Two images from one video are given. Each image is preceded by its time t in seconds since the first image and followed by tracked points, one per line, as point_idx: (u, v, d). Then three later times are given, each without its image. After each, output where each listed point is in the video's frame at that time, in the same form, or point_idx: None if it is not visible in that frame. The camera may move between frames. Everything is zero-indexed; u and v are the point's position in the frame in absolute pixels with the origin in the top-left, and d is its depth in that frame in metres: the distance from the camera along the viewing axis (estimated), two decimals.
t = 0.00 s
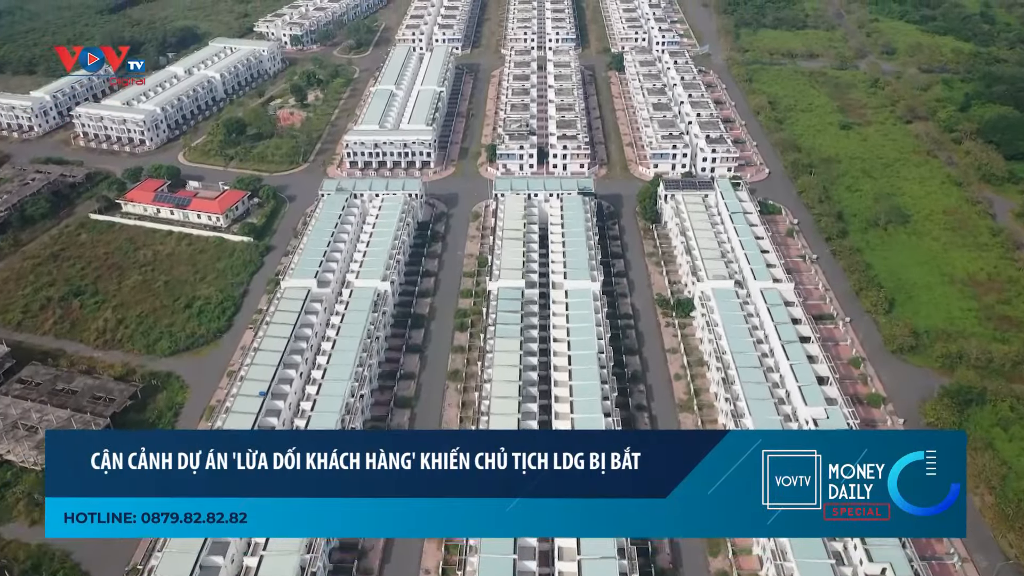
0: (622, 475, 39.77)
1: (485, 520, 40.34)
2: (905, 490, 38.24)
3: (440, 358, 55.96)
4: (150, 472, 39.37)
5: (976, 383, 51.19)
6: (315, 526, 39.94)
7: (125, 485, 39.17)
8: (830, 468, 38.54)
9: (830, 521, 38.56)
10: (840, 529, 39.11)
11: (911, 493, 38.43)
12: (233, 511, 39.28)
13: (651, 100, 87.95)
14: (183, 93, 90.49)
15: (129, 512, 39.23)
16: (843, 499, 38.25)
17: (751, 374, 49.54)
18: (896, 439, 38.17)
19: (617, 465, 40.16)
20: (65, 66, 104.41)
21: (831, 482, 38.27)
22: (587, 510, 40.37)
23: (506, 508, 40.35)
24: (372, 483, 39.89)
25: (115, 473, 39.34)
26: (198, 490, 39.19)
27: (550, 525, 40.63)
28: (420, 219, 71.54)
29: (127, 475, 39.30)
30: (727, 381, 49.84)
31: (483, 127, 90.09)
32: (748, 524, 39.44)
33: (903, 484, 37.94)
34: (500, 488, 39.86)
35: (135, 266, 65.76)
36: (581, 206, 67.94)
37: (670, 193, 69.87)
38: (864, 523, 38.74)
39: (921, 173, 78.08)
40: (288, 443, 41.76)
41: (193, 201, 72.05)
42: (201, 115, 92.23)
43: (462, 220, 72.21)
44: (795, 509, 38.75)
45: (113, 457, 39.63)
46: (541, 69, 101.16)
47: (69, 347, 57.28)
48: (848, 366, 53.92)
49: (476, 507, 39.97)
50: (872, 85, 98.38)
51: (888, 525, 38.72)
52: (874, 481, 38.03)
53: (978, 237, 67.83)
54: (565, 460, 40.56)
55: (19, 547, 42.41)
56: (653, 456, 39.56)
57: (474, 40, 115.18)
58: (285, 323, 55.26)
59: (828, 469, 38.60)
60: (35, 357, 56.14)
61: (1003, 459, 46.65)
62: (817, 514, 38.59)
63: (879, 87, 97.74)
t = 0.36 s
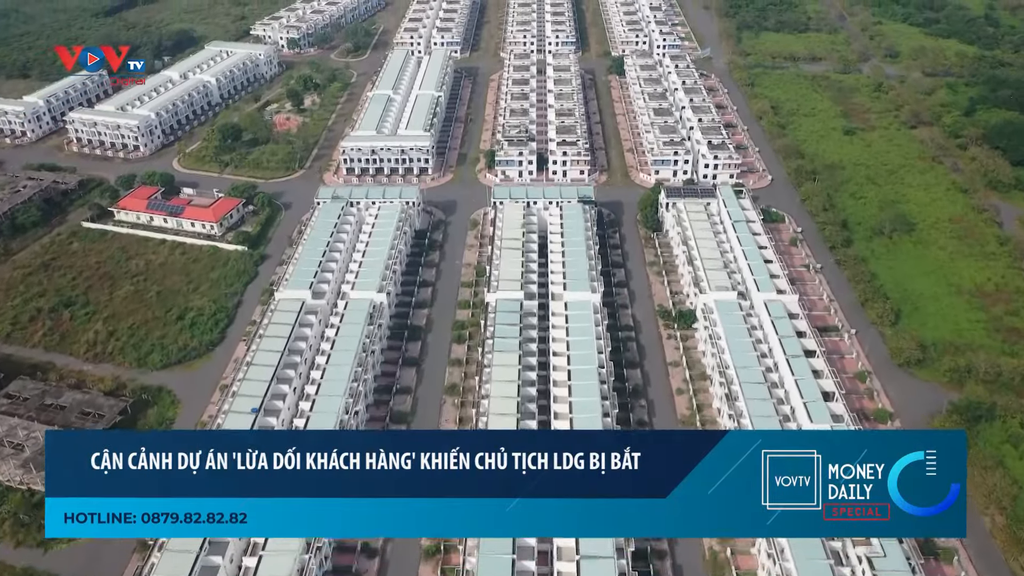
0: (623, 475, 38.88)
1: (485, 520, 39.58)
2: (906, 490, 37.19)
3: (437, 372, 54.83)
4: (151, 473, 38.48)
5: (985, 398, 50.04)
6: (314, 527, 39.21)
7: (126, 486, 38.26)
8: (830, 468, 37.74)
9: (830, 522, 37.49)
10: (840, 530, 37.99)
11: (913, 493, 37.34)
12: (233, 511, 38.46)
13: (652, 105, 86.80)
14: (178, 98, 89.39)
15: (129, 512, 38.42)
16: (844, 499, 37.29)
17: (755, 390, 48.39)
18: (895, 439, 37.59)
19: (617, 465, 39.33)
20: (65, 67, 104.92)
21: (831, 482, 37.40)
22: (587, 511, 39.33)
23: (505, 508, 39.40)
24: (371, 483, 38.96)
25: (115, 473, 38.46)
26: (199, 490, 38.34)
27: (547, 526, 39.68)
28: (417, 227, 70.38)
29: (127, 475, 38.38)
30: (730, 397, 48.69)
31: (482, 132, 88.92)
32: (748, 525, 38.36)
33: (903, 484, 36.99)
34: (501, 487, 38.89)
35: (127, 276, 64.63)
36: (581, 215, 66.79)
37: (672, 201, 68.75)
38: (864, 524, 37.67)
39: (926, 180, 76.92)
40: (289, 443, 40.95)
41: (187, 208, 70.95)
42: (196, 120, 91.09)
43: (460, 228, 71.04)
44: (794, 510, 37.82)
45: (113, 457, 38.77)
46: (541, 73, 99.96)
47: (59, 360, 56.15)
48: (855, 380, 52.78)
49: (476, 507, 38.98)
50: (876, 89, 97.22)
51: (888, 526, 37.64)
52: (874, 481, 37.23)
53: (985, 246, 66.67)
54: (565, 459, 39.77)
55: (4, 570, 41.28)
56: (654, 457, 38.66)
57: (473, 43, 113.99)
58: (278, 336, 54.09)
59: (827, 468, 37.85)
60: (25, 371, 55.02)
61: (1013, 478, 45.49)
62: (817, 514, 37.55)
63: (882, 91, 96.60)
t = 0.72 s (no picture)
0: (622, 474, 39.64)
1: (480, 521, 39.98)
2: (905, 489, 36.87)
3: (434, 386, 53.69)
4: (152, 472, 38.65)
5: (995, 414, 48.88)
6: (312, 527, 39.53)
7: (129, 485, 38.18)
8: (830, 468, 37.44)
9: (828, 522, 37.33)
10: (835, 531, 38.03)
11: (914, 492, 36.88)
12: (233, 511, 39.15)
13: (653, 110, 85.70)
14: (172, 103, 88.24)
15: (130, 512, 38.23)
16: (843, 499, 36.96)
17: (759, 407, 47.19)
18: (892, 438, 36.97)
19: (617, 465, 40.16)
20: (65, 66, 104.69)
21: (830, 482, 37.05)
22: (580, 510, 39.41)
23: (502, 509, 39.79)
24: (370, 482, 39.46)
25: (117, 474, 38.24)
26: (201, 487, 38.73)
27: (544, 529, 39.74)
28: (414, 235, 69.23)
29: (127, 474, 38.28)
30: (733, 414, 47.50)
31: (480, 137, 87.76)
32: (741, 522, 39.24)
33: (903, 484, 36.69)
34: (502, 486, 39.30)
35: (119, 287, 63.47)
36: (581, 223, 65.67)
37: (673, 209, 67.64)
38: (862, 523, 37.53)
39: (931, 187, 75.80)
40: (289, 445, 42.30)
41: (180, 217, 69.82)
42: (191, 125, 89.93)
43: (458, 236, 69.88)
44: (793, 510, 37.69)
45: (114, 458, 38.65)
46: (540, 77, 98.75)
47: (48, 374, 55.01)
48: (860, 395, 51.67)
49: (476, 507, 39.30)
50: (879, 93, 96.07)
51: (885, 525, 37.53)
52: (874, 481, 36.87)
53: (992, 255, 65.54)
54: (565, 460, 40.77)
55: None
56: (653, 456, 39.52)
57: (471, 46, 112.87)
58: (271, 349, 52.92)
59: (827, 469, 37.53)
60: (12, 384, 53.86)
61: None
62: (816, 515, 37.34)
63: (886, 96, 95.46)
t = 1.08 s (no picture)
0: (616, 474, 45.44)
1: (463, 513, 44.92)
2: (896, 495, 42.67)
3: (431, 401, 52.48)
4: (147, 465, 47.43)
5: (1005, 431, 47.75)
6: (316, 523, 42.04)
7: (123, 479, 46.84)
8: (824, 469, 42.83)
9: (827, 520, 40.02)
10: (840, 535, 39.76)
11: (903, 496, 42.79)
12: (233, 508, 41.62)
13: (654, 116, 84.51)
14: (166, 108, 87.11)
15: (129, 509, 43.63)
16: (839, 498, 41.14)
17: (764, 425, 45.96)
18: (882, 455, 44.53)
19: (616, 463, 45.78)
20: (65, 67, 104.60)
21: (828, 482, 42.00)
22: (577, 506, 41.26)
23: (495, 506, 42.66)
24: (374, 478, 47.07)
25: (114, 470, 47.47)
26: (196, 483, 43.62)
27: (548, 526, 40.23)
28: (411, 244, 68.06)
29: (128, 471, 47.38)
30: (738, 432, 46.25)
31: (479, 143, 86.53)
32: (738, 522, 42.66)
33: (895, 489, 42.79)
34: (491, 481, 43.91)
35: (110, 298, 62.32)
36: (580, 232, 64.51)
37: (673, 217, 66.54)
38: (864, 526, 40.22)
39: (937, 194, 74.66)
40: (289, 445, 45.96)
41: (173, 225, 68.66)
42: (185, 131, 88.76)
43: (456, 245, 68.71)
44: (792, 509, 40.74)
45: (112, 458, 48.03)
46: (539, 81, 97.50)
47: (37, 388, 53.83)
48: (866, 411, 50.50)
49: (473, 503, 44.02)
50: (883, 98, 94.91)
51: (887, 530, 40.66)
52: (869, 481, 42.35)
53: (1000, 265, 64.35)
54: (566, 460, 44.86)
55: None
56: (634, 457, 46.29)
57: (470, 50, 111.68)
58: (264, 363, 51.66)
59: (825, 470, 42.79)
60: None
61: None
62: (815, 513, 40.41)
63: (890, 100, 94.29)
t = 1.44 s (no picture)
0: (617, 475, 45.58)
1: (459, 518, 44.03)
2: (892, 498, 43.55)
3: (427, 415, 51.37)
4: (146, 462, 47.89)
5: (1015, 448, 46.65)
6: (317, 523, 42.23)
7: (122, 475, 47.16)
8: (818, 471, 43.54)
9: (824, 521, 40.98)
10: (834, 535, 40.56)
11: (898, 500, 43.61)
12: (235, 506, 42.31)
13: (654, 121, 83.40)
14: (161, 113, 86.11)
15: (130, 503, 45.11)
16: (834, 500, 42.11)
17: (768, 442, 44.91)
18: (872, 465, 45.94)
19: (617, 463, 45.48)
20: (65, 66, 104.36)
21: (824, 484, 42.85)
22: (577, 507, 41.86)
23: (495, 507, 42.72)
24: (374, 481, 46.87)
25: (114, 466, 47.70)
26: (195, 480, 43.62)
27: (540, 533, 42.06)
28: (408, 253, 67.04)
29: (127, 467, 47.75)
30: (741, 449, 45.18)
31: (477, 149, 85.48)
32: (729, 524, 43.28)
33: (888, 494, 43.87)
34: (491, 482, 43.52)
35: (102, 308, 61.27)
36: (580, 241, 63.47)
37: (675, 226, 65.52)
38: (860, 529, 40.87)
39: (942, 201, 73.58)
40: (292, 445, 46.03)
41: (166, 233, 67.58)
42: (181, 136, 87.71)
43: (454, 253, 67.67)
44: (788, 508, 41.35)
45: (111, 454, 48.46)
46: (539, 85, 96.42)
47: (25, 402, 52.75)
48: (872, 426, 49.41)
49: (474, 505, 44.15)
50: (886, 102, 93.82)
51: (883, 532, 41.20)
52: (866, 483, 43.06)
53: (1006, 274, 63.28)
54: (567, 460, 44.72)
55: None
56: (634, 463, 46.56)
57: (469, 53, 110.59)
58: (257, 377, 50.55)
59: (822, 472, 43.42)
60: None
61: None
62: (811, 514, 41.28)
63: (893, 105, 93.21)
